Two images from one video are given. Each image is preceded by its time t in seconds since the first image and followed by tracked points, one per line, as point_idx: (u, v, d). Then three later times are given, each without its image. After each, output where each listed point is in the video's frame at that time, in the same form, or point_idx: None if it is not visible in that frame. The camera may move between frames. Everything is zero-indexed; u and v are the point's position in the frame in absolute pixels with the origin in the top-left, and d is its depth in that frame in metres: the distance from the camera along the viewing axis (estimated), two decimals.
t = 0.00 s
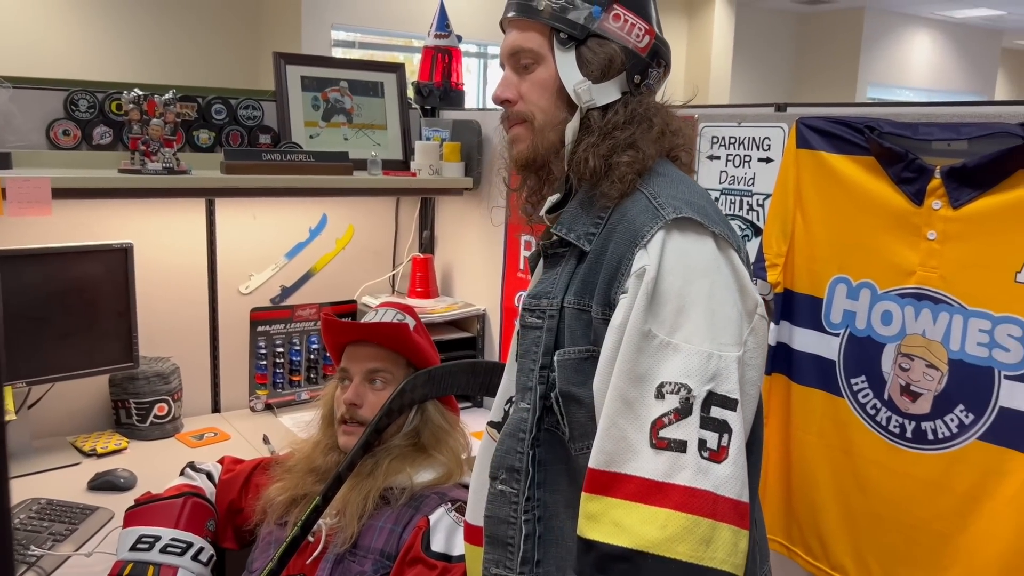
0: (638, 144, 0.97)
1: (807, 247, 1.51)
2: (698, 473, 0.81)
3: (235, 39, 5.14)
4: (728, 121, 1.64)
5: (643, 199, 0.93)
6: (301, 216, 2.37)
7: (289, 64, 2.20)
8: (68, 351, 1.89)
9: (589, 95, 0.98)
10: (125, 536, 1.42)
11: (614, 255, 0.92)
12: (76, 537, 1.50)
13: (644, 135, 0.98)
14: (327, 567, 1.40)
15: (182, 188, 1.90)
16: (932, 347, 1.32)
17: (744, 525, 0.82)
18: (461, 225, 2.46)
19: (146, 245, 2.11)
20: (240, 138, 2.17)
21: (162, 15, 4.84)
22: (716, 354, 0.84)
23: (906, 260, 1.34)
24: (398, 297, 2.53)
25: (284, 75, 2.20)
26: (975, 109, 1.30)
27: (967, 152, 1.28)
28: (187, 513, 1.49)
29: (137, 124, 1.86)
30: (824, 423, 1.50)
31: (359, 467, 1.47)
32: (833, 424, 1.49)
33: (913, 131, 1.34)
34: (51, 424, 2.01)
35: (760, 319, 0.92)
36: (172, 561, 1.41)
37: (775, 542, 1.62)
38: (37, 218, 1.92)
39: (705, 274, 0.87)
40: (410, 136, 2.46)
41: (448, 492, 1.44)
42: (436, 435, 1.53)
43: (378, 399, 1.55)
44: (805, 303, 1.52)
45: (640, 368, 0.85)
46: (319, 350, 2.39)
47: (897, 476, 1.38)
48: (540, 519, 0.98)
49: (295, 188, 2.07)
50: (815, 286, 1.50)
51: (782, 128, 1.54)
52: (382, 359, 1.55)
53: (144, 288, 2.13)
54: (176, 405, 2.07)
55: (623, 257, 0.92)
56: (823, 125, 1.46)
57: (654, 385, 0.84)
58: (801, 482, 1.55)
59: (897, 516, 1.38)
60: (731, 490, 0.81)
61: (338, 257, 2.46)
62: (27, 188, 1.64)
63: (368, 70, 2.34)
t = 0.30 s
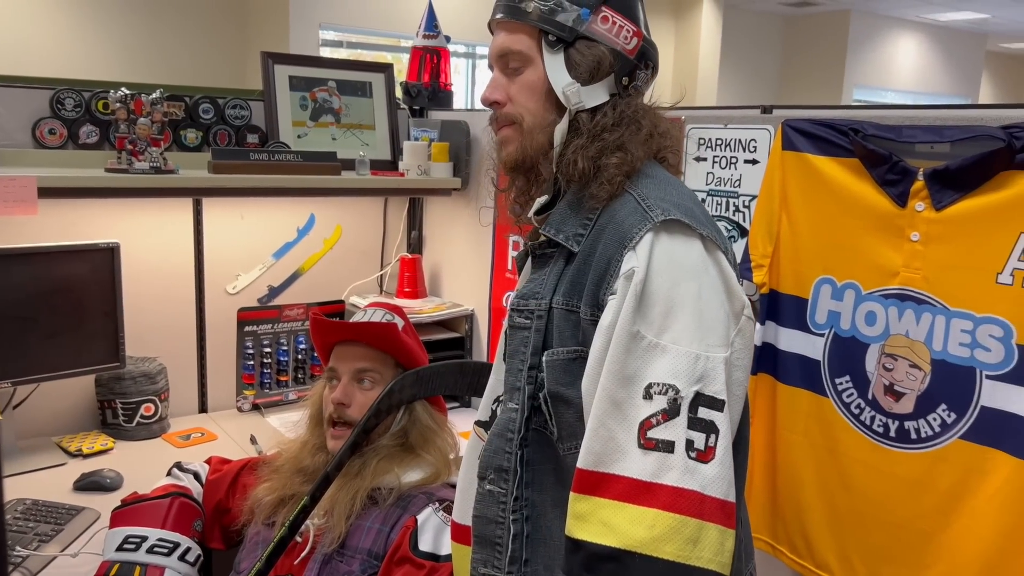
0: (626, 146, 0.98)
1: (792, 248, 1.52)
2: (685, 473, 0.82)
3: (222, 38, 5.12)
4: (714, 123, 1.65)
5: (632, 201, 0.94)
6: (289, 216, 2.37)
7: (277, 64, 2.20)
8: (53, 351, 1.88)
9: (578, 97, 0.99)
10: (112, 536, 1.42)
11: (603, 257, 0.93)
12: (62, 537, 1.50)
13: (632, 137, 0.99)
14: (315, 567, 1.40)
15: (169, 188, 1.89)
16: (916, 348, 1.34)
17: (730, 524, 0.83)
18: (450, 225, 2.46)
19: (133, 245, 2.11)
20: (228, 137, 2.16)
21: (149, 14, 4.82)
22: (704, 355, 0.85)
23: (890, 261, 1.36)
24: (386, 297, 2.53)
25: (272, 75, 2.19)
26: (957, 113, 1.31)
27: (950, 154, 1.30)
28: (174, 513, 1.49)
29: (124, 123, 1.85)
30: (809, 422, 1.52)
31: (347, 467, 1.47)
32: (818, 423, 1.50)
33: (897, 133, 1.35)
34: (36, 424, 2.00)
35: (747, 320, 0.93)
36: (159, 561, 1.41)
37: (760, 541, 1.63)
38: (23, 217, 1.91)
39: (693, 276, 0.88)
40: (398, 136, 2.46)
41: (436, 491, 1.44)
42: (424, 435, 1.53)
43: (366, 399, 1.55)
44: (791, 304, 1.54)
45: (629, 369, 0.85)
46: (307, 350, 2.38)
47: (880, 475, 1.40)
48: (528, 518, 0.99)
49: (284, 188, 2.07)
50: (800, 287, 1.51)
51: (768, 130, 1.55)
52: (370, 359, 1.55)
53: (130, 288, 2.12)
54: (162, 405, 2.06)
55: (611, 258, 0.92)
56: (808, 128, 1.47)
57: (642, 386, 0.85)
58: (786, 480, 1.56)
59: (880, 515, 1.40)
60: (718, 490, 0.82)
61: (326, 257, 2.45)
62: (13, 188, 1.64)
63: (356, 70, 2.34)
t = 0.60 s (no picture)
0: (620, 144, 0.98)
1: (783, 246, 1.53)
2: (677, 470, 0.83)
3: (213, 35, 5.11)
4: (706, 122, 1.66)
5: (625, 200, 0.94)
6: (282, 213, 2.36)
7: (269, 61, 2.19)
8: (45, 349, 1.87)
9: (572, 95, 0.99)
10: (104, 534, 1.41)
11: (596, 255, 0.93)
12: (54, 535, 1.50)
13: (626, 136, 0.99)
14: (308, 565, 1.40)
15: (161, 185, 1.88)
16: (905, 345, 1.35)
17: (721, 521, 0.84)
18: (442, 223, 2.46)
19: (124, 243, 2.10)
20: (220, 135, 2.15)
21: (140, 12, 4.81)
22: (696, 353, 0.86)
23: (881, 260, 1.37)
24: (379, 295, 2.53)
25: (265, 72, 2.19)
26: (947, 112, 1.32)
27: (939, 153, 1.31)
28: (166, 511, 1.49)
29: (116, 120, 1.85)
30: (800, 419, 1.53)
31: (340, 465, 1.48)
32: (809, 420, 1.51)
33: (888, 133, 1.36)
34: (27, 422, 1.99)
35: (739, 319, 0.93)
36: (151, 560, 1.41)
37: (752, 537, 1.64)
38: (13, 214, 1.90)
39: (686, 274, 0.88)
40: (390, 134, 2.46)
41: (428, 489, 1.44)
42: (417, 432, 1.54)
43: (359, 396, 1.55)
44: (782, 302, 1.55)
45: (621, 367, 0.86)
46: (299, 348, 2.38)
47: (870, 472, 1.41)
48: (521, 514, 0.99)
49: (275, 186, 2.06)
50: (792, 285, 1.52)
51: (759, 129, 1.56)
52: (363, 357, 1.55)
53: (122, 286, 2.11)
54: (154, 403, 2.06)
55: (605, 256, 0.93)
56: (800, 126, 1.48)
57: (635, 383, 0.85)
58: (777, 477, 1.57)
59: (870, 511, 1.41)
60: (709, 487, 0.83)
61: (318, 255, 2.45)
62: (4, 185, 1.63)
63: (349, 67, 2.34)
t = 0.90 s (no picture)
0: (619, 141, 0.99)
1: (779, 243, 1.54)
2: (675, 464, 0.83)
3: (209, 33, 5.10)
4: (702, 120, 1.67)
5: (624, 196, 0.95)
6: (278, 211, 2.37)
7: (266, 58, 2.19)
8: (42, 346, 1.87)
9: (571, 92, 1.00)
10: (102, 530, 1.41)
11: (595, 251, 0.94)
12: (52, 532, 1.50)
13: (625, 133, 1.00)
14: (306, 561, 1.40)
15: (158, 182, 1.88)
16: (900, 341, 1.36)
17: (719, 514, 0.84)
18: (439, 220, 2.46)
19: (121, 240, 2.10)
20: (217, 132, 2.16)
21: (136, 10, 4.81)
22: (694, 348, 0.86)
23: (876, 256, 1.38)
24: (375, 292, 2.53)
25: (261, 69, 2.19)
26: (942, 110, 1.33)
27: (934, 151, 1.32)
28: (165, 507, 1.49)
29: (113, 118, 1.85)
30: (795, 415, 1.54)
31: (339, 461, 1.48)
32: (804, 416, 1.52)
33: (882, 130, 1.37)
34: (24, 419, 1.99)
35: (737, 315, 0.94)
36: (149, 556, 1.41)
37: (747, 532, 1.65)
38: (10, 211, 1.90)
39: (685, 270, 0.89)
40: (387, 132, 2.47)
41: (427, 484, 1.45)
42: (414, 428, 1.54)
43: (357, 392, 1.56)
44: (777, 298, 1.56)
45: (621, 362, 0.87)
46: (296, 345, 2.38)
47: (865, 467, 1.42)
48: (520, 509, 1.00)
49: (272, 183, 2.06)
50: (787, 282, 1.53)
51: (755, 126, 1.57)
52: (360, 353, 1.56)
53: (119, 283, 2.12)
54: (151, 400, 2.06)
55: (604, 253, 0.94)
56: (795, 124, 1.49)
57: (634, 378, 0.86)
58: (772, 472, 1.58)
59: (865, 505, 1.42)
60: (707, 480, 0.84)
61: (315, 252, 2.45)
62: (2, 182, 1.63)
63: (345, 65, 2.34)
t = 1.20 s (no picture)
0: (618, 141, 1.00)
1: (776, 241, 1.55)
2: (675, 461, 0.84)
3: (208, 33, 5.12)
4: (700, 120, 1.68)
5: (623, 196, 0.96)
6: (278, 211, 2.37)
7: (265, 59, 2.20)
8: (43, 346, 1.88)
9: (569, 93, 1.01)
10: (104, 529, 1.43)
11: (595, 250, 0.95)
12: (54, 530, 1.51)
13: (623, 133, 1.01)
14: (309, 558, 1.41)
15: (159, 183, 1.89)
16: (897, 339, 1.37)
17: (718, 511, 0.85)
18: (439, 220, 2.47)
19: (121, 240, 2.11)
20: (217, 133, 2.16)
21: (135, 10, 4.82)
22: (693, 346, 0.87)
23: (873, 255, 1.39)
24: (375, 292, 2.54)
25: (261, 70, 2.19)
26: (937, 110, 1.34)
27: (930, 150, 1.33)
28: (166, 505, 1.50)
29: (114, 119, 1.86)
30: (793, 413, 1.55)
31: (340, 459, 1.49)
32: (801, 413, 1.53)
33: (879, 130, 1.39)
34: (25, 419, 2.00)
35: (735, 313, 0.95)
36: (150, 553, 1.42)
37: (746, 529, 1.67)
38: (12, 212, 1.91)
39: (683, 268, 0.90)
40: (386, 132, 2.48)
41: (427, 482, 1.46)
42: (414, 426, 1.55)
43: (358, 391, 1.57)
44: (775, 297, 1.57)
45: (620, 360, 0.88)
46: (296, 345, 2.39)
47: (862, 464, 1.43)
48: (521, 506, 1.01)
49: (272, 184, 2.07)
50: (785, 281, 1.54)
51: (753, 126, 1.58)
52: (362, 352, 1.57)
53: (119, 284, 2.12)
54: (152, 400, 2.07)
55: (603, 252, 0.95)
56: (793, 124, 1.50)
57: (633, 376, 0.87)
58: (770, 469, 1.60)
59: (862, 502, 1.43)
60: (707, 477, 0.85)
61: (314, 252, 2.46)
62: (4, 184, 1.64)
63: (344, 65, 2.35)
